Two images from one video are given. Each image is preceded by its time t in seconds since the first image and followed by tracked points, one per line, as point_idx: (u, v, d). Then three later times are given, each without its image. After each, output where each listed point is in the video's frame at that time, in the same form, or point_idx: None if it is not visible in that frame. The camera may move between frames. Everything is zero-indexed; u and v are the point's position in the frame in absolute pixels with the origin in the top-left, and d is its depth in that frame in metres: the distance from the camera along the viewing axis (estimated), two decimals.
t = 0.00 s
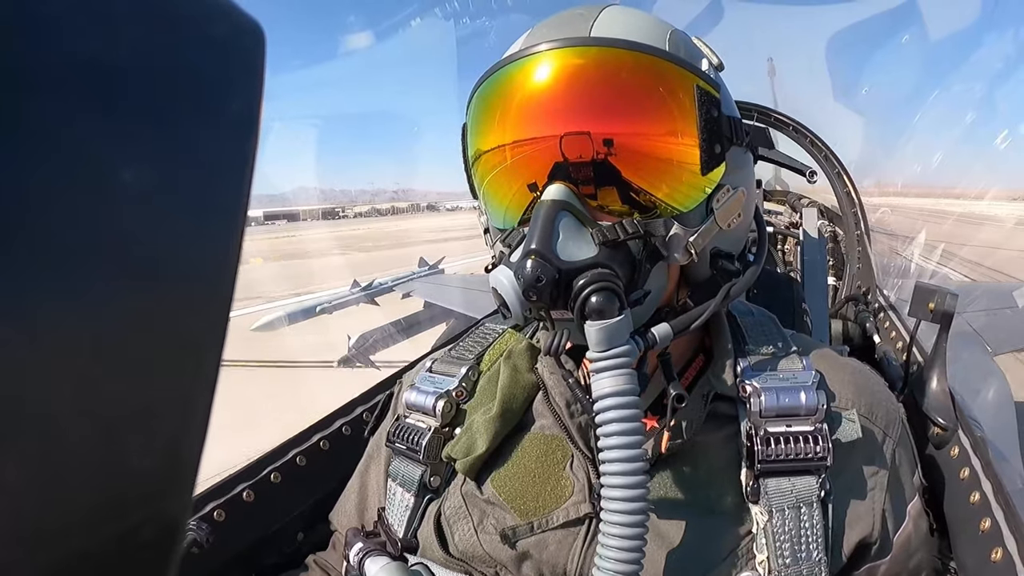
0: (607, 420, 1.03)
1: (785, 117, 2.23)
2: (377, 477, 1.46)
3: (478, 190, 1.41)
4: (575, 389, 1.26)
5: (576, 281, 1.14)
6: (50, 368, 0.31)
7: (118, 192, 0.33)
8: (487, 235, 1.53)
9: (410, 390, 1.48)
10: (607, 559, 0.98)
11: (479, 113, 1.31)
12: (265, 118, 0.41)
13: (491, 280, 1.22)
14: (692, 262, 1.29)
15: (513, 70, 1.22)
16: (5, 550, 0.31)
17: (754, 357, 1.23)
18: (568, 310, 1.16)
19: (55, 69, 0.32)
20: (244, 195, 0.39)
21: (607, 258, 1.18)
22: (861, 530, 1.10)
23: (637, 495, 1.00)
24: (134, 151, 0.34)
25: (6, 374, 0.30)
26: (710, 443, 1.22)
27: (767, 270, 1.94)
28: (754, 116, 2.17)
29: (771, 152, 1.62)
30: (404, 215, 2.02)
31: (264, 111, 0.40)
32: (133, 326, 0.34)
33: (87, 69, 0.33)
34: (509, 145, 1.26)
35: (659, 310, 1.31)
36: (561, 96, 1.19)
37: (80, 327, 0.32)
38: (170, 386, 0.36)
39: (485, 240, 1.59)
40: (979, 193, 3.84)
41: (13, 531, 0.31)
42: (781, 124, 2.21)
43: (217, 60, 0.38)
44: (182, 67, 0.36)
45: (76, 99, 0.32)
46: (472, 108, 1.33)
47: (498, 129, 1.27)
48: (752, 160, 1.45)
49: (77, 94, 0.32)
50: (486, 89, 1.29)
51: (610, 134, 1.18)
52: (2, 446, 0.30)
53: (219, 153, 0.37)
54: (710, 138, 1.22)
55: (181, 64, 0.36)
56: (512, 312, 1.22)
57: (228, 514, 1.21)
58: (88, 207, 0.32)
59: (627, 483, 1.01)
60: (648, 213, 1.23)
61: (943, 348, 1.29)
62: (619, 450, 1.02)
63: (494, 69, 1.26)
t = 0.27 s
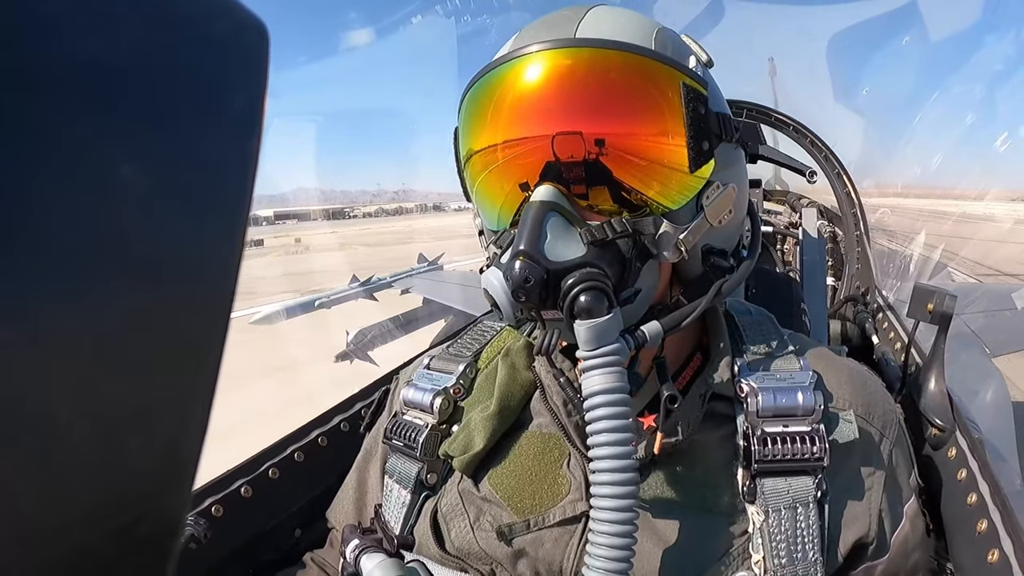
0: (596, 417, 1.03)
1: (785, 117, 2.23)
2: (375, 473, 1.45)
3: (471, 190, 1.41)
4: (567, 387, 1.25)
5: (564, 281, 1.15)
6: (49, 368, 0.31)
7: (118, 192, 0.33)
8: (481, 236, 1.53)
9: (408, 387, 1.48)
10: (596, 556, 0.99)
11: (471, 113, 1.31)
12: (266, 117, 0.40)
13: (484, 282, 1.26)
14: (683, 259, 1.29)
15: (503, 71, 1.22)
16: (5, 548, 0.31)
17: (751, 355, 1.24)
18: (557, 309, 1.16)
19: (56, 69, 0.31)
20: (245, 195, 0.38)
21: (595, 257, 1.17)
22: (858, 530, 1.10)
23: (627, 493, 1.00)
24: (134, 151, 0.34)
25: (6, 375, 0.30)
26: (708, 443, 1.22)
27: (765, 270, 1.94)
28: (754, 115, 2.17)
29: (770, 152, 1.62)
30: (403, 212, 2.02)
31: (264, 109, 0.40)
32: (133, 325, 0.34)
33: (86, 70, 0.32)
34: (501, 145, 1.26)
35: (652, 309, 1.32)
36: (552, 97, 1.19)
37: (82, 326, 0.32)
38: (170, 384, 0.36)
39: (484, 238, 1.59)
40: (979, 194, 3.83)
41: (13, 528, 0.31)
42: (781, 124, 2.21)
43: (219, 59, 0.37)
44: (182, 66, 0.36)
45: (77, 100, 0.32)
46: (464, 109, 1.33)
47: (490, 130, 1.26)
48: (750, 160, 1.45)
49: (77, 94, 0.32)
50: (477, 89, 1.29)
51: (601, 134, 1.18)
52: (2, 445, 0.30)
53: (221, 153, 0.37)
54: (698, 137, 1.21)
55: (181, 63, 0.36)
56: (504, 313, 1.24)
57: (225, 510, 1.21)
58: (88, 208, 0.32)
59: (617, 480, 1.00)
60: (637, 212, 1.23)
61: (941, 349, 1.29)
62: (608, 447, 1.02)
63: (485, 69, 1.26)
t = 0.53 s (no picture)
0: (608, 426, 1.03)
1: (786, 120, 2.23)
2: (375, 476, 1.45)
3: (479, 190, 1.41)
4: (574, 396, 1.22)
5: (579, 287, 1.14)
6: (48, 366, 0.31)
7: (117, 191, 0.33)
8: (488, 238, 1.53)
9: (409, 390, 1.47)
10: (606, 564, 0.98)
11: (482, 113, 1.31)
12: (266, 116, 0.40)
13: (493, 284, 1.25)
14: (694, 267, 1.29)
15: (516, 71, 1.22)
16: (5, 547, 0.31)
17: (756, 359, 1.24)
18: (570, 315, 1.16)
19: (55, 68, 0.31)
20: (244, 194, 0.38)
21: (610, 264, 1.17)
22: (862, 534, 1.09)
23: (638, 503, 1.00)
24: (133, 150, 0.33)
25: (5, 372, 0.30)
26: (711, 446, 1.21)
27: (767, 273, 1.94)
28: (755, 119, 2.17)
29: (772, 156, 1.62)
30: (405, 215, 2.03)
31: (264, 108, 0.39)
32: (133, 321, 0.33)
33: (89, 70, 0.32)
34: (512, 146, 1.26)
35: (661, 315, 1.31)
36: (564, 99, 1.19)
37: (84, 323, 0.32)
38: (170, 381, 0.36)
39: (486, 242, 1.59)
40: (979, 197, 3.84)
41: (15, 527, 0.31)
42: (782, 127, 2.21)
43: (220, 59, 0.37)
44: (183, 65, 0.35)
45: (76, 99, 0.31)
46: (474, 108, 1.33)
47: (501, 131, 1.27)
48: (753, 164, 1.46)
49: (77, 93, 0.31)
50: (488, 89, 1.28)
51: (612, 137, 1.18)
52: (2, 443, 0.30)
53: (220, 152, 0.37)
54: (713, 142, 1.20)
55: (182, 62, 0.35)
56: (515, 317, 1.23)
57: (226, 513, 1.20)
58: (87, 207, 0.32)
59: (628, 488, 1.00)
60: (651, 218, 1.22)
61: (942, 353, 1.27)
62: (621, 456, 1.01)
63: (497, 69, 1.26)
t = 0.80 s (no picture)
0: (603, 429, 1.03)
1: (786, 124, 2.23)
2: (375, 478, 1.45)
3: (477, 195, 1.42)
4: (570, 398, 1.24)
5: (574, 291, 1.15)
6: (48, 367, 0.31)
7: (117, 192, 0.33)
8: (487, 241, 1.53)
9: (407, 391, 1.48)
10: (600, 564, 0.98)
11: (480, 117, 1.31)
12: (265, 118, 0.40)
13: (490, 289, 1.25)
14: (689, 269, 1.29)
15: (513, 75, 1.23)
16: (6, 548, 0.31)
17: (752, 361, 1.24)
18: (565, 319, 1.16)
19: (56, 68, 0.31)
20: (243, 196, 0.38)
21: (604, 268, 1.17)
22: (859, 535, 1.09)
23: (634, 504, 1.00)
24: (133, 151, 0.34)
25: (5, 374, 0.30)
26: (708, 447, 1.21)
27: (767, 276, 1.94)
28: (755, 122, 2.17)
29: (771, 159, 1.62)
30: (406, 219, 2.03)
31: (264, 111, 0.40)
32: (133, 322, 0.34)
33: (89, 70, 0.32)
34: (508, 150, 1.26)
35: (657, 318, 1.32)
36: (560, 103, 1.20)
37: (84, 325, 0.32)
38: (169, 382, 0.36)
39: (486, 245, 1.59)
40: (980, 200, 3.83)
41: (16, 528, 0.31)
42: (782, 131, 2.22)
43: (221, 61, 0.37)
44: (183, 67, 0.36)
45: (76, 99, 0.32)
46: (472, 112, 1.33)
47: (498, 135, 1.27)
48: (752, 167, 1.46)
49: (78, 93, 0.32)
50: (484, 93, 1.29)
51: (608, 141, 1.19)
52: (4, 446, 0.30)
53: (219, 155, 0.37)
54: (708, 145, 1.21)
55: (183, 64, 0.36)
56: (510, 321, 1.24)
57: (226, 516, 1.21)
58: (87, 207, 0.32)
59: (624, 489, 1.00)
60: (647, 221, 1.22)
61: (942, 356, 1.28)
62: (616, 458, 1.02)
63: (495, 73, 1.27)
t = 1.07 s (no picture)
0: (609, 420, 1.03)
1: (787, 124, 2.24)
2: (376, 476, 1.45)
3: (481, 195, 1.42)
4: (577, 391, 1.22)
5: (580, 283, 1.15)
6: (49, 367, 0.31)
7: (117, 193, 0.33)
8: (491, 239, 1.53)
9: (409, 390, 1.48)
10: (606, 557, 0.98)
11: (484, 117, 1.31)
12: (266, 119, 0.40)
13: (496, 283, 1.25)
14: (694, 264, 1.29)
15: (518, 76, 1.23)
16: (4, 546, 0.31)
17: (756, 358, 1.24)
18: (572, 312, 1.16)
19: (54, 71, 0.31)
20: (245, 197, 0.38)
21: (610, 261, 1.17)
22: (862, 534, 1.09)
23: (640, 495, 1.00)
24: (132, 153, 0.33)
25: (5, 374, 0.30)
26: (713, 445, 1.21)
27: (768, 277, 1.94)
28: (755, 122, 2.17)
29: (771, 159, 1.62)
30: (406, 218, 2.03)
31: (265, 111, 0.39)
32: (132, 323, 0.34)
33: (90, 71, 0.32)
34: (513, 150, 1.26)
35: (661, 314, 1.31)
36: (565, 104, 1.20)
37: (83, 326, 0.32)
38: (169, 384, 0.36)
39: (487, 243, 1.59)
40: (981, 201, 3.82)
41: (17, 526, 0.32)
42: (783, 131, 2.22)
43: (223, 64, 0.37)
44: (183, 68, 0.35)
45: (76, 101, 0.31)
46: (477, 112, 1.33)
47: (502, 135, 1.27)
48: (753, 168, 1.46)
49: (77, 95, 0.31)
50: (489, 94, 1.29)
51: (612, 142, 1.19)
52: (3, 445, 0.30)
53: (219, 156, 0.37)
54: (711, 143, 1.21)
55: (184, 66, 0.35)
56: (516, 314, 1.23)
57: (226, 514, 1.21)
58: (87, 210, 0.32)
59: (630, 480, 1.00)
60: (651, 217, 1.23)
61: (943, 357, 1.29)
62: (623, 449, 1.02)
63: (499, 74, 1.27)
